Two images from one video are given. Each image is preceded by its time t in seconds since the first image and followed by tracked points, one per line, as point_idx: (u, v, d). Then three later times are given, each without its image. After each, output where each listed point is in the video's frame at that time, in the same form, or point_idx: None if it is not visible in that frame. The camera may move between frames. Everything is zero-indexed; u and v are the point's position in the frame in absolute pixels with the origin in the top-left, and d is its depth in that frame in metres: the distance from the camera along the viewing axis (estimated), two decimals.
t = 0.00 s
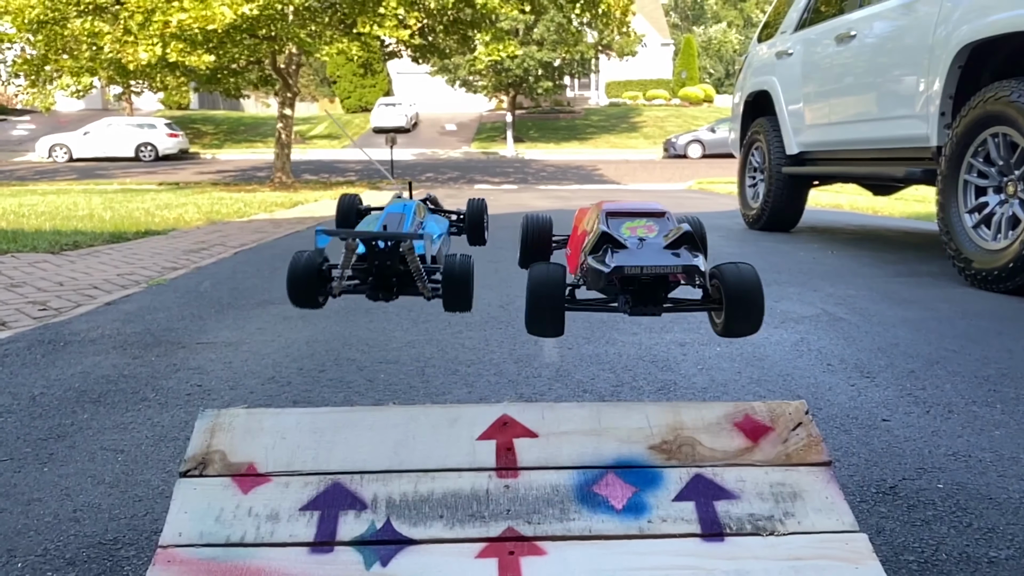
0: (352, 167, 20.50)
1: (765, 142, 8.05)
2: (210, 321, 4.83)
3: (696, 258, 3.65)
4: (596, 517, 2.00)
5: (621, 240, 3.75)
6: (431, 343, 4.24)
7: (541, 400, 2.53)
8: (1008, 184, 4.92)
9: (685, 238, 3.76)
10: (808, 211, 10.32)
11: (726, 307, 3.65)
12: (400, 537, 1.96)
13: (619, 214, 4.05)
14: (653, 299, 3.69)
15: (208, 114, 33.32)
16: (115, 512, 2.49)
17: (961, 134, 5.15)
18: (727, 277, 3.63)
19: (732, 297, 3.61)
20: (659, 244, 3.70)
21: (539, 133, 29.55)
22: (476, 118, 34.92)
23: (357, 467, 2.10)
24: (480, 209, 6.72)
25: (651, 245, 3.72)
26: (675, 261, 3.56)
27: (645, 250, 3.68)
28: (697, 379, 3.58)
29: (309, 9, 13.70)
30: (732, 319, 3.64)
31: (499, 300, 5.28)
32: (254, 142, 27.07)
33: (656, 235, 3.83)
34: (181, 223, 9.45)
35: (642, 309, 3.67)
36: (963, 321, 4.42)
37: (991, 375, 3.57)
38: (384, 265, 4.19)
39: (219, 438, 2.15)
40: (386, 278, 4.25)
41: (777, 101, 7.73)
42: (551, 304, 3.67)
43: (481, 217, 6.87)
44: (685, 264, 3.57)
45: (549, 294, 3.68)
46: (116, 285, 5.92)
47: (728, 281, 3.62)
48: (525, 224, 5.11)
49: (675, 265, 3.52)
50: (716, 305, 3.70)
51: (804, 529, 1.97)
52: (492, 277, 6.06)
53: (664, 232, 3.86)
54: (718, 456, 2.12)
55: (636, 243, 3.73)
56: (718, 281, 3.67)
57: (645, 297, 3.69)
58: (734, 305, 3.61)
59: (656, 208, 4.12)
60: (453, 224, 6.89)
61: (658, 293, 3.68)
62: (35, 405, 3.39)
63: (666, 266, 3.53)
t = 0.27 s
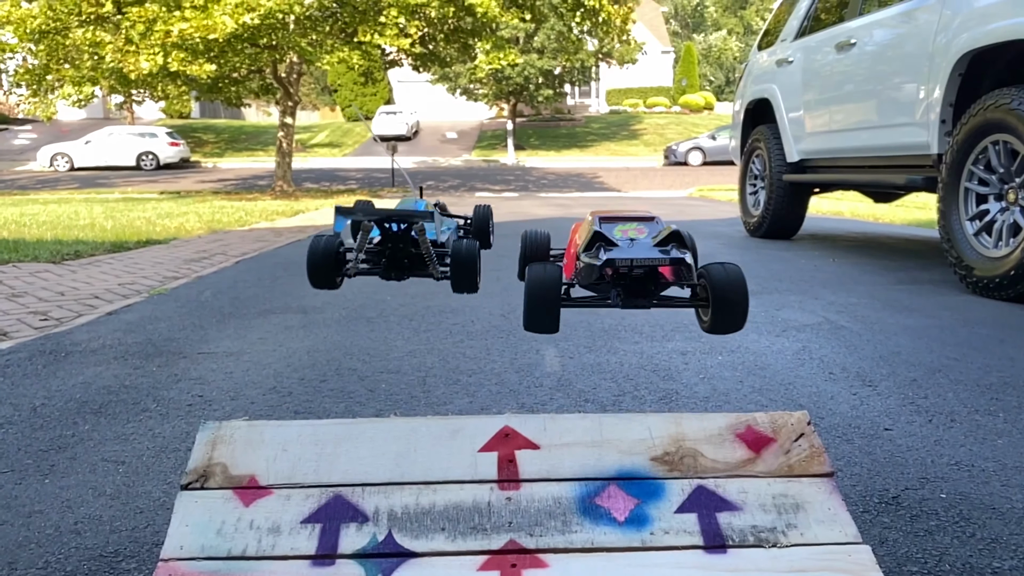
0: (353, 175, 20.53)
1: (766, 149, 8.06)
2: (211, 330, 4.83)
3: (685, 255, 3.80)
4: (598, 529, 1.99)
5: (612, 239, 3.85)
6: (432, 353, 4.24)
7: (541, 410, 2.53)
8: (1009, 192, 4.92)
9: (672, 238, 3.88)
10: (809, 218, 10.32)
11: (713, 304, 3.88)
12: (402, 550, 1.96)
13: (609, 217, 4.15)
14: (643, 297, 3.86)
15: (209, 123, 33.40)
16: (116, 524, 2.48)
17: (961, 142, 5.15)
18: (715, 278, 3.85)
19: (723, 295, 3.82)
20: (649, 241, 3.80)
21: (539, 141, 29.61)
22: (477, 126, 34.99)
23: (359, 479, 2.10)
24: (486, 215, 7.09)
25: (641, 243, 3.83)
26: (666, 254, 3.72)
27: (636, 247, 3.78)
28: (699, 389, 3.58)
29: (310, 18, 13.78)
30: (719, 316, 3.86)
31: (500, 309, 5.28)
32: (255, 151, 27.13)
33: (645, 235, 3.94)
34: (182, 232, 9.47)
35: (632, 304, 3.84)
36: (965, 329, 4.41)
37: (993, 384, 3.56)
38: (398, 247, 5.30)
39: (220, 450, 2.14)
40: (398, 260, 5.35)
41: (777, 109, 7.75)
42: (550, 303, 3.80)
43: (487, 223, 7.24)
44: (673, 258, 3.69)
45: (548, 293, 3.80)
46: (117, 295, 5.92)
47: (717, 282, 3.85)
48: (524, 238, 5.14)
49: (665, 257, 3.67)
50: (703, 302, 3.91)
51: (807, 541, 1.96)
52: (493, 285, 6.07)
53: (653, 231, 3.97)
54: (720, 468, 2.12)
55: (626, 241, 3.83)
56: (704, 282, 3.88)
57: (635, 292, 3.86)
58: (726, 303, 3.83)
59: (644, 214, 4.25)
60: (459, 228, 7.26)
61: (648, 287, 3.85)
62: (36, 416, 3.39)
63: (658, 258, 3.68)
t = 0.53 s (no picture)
0: (353, 182, 20.54)
1: (766, 155, 8.07)
2: (212, 338, 4.84)
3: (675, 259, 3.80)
4: (600, 538, 1.99)
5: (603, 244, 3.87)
6: (433, 360, 4.24)
7: (543, 420, 2.53)
8: (1009, 197, 4.92)
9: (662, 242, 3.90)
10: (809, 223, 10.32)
11: (701, 309, 3.86)
12: (403, 560, 1.95)
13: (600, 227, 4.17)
14: (634, 298, 3.87)
15: (210, 130, 33.44)
16: (117, 534, 2.48)
17: (961, 147, 5.16)
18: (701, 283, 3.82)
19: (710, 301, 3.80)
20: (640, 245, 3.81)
21: (540, 147, 29.64)
22: (477, 132, 35.05)
23: (360, 489, 2.09)
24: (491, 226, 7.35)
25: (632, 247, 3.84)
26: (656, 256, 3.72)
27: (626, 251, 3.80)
28: (700, 395, 3.57)
29: (310, 25, 13.82)
30: (708, 320, 3.83)
31: (500, 315, 5.28)
32: (255, 158, 27.16)
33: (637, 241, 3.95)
34: (183, 240, 9.47)
35: (624, 305, 3.81)
36: (967, 334, 4.41)
37: (995, 389, 3.55)
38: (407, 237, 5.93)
39: (221, 460, 2.14)
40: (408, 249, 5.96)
41: (777, 114, 7.75)
42: (546, 309, 3.79)
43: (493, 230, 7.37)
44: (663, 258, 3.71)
45: (545, 298, 3.78)
46: (118, 303, 5.93)
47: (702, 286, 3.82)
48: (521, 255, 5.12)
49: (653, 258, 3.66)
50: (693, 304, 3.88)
51: (809, 550, 1.96)
52: (494, 291, 6.07)
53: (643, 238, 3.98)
54: (721, 476, 2.11)
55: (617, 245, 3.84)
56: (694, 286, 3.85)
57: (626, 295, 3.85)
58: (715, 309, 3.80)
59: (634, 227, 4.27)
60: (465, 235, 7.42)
61: (639, 289, 3.86)
62: (37, 425, 3.39)
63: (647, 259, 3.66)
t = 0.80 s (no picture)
0: (353, 188, 20.58)
1: (766, 160, 8.07)
2: (213, 346, 4.84)
3: (666, 271, 3.83)
4: (601, 547, 1.98)
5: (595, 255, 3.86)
6: (434, 367, 4.24)
7: (545, 428, 2.53)
8: (1009, 201, 4.92)
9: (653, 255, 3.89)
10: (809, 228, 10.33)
11: (690, 317, 3.80)
12: (405, 569, 1.95)
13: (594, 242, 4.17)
14: (627, 308, 3.84)
15: (210, 137, 33.48)
16: (117, 544, 2.48)
17: (961, 151, 5.17)
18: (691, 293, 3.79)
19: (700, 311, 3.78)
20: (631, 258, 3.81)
21: (540, 152, 29.69)
22: (477, 138, 35.10)
23: (361, 498, 2.09)
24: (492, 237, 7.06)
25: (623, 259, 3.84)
26: (649, 266, 3.74)
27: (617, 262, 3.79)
28: (701, 402, 3.57)
29: (310, 32, 13.86)
30: (698, 330, 3.80)
31: (501, 322, 5.28)
32: (256, 164, 27.20)
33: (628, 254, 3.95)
34: (184, 247, 9.47)
35: (618, 314, 3.80)
36: (968, 339, 4.41)
37: (996, 394, 3.55)
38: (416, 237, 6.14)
39: (222, 470, 2.14)
40: (416, 248, 6.16)
41: (777, 119, 7.76)
42: (543, 320, 3.77)
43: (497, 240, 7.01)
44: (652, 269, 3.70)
45: (541, 310, 3.77)
46: (119, 311, 5.93)
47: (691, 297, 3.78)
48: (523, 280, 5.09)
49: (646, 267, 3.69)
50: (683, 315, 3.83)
51: (811, 558, 1.95)
52: (494, 298, 6.07)
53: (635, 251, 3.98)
54: (723, 483, 2.11)
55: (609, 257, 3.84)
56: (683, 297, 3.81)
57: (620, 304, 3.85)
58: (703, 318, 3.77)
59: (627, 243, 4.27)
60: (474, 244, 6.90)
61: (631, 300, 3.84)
62: (38, 434, 3.39)
63: (641, 268, 3.69)
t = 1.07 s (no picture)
0: (353, 193, 20.59)
1: (765, 164, 8.08)
2: (213, 351, 4.83)
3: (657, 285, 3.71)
4: (602, 554, 1.98)
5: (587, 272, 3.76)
6: (434, 372, 4.24)
7: (546, 435, 2.52)
8: (1009, 206, 4.92)
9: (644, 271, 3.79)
10: (809, 232, 10.33)
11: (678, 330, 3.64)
12: None
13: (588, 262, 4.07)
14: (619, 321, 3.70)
15: (210, 142, 33.49)
16: (118, 551, 2.47)
17: (960, 156, 5.17)
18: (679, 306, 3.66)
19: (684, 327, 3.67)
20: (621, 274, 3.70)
21: (539, 157, 29.72)
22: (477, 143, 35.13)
23: (362, 505, 2.09)
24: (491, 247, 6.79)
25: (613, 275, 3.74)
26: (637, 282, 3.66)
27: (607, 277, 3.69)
28: (702, 407, 3.57)
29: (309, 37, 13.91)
30: (687, 344, 3.66)
31: (501, 327, 5.28)
32: (256, 169, 27.21)
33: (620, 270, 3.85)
34: (183, 252, 9.47)
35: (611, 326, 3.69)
36: (968, 344, 4.41)
37: (997, 399, 3.54)
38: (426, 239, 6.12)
39: (222, 478, 2.13)
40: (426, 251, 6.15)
41: (777, 124, 7.75)
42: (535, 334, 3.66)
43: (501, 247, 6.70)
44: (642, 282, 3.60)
45: (533, 324, 3.65)
46: (119, 316, 5.93)
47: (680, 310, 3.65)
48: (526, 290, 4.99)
49: (636, 280, 3.63)
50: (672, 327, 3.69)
51: (813, 564, 1.95)
52: (495, 303, 6.07)
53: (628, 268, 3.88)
54: (724, 490, 2.11)
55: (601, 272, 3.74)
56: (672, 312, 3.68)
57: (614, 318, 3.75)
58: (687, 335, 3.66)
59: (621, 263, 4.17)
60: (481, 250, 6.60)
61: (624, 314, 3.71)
62: (38, 440, 3.38)
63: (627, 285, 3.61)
